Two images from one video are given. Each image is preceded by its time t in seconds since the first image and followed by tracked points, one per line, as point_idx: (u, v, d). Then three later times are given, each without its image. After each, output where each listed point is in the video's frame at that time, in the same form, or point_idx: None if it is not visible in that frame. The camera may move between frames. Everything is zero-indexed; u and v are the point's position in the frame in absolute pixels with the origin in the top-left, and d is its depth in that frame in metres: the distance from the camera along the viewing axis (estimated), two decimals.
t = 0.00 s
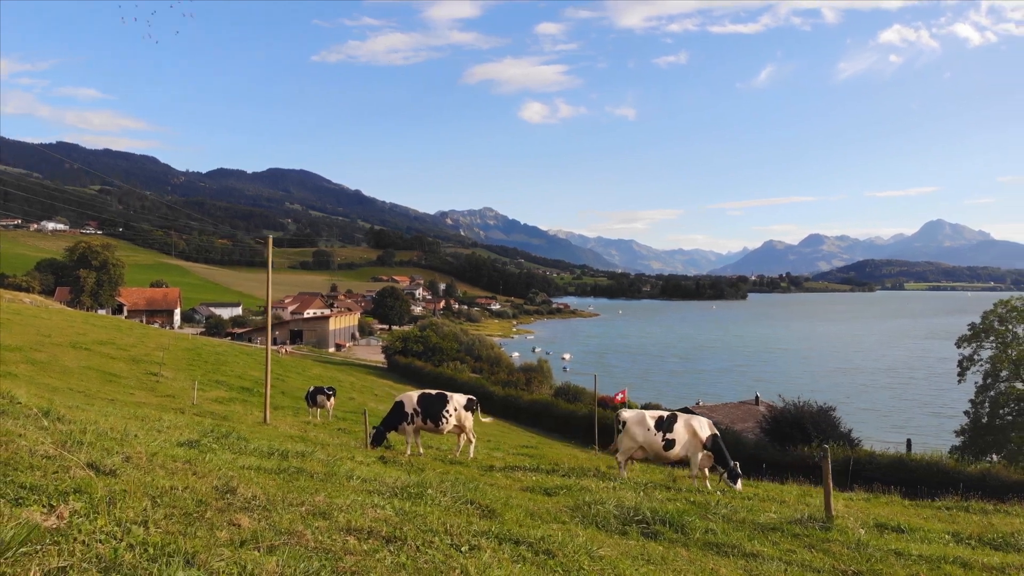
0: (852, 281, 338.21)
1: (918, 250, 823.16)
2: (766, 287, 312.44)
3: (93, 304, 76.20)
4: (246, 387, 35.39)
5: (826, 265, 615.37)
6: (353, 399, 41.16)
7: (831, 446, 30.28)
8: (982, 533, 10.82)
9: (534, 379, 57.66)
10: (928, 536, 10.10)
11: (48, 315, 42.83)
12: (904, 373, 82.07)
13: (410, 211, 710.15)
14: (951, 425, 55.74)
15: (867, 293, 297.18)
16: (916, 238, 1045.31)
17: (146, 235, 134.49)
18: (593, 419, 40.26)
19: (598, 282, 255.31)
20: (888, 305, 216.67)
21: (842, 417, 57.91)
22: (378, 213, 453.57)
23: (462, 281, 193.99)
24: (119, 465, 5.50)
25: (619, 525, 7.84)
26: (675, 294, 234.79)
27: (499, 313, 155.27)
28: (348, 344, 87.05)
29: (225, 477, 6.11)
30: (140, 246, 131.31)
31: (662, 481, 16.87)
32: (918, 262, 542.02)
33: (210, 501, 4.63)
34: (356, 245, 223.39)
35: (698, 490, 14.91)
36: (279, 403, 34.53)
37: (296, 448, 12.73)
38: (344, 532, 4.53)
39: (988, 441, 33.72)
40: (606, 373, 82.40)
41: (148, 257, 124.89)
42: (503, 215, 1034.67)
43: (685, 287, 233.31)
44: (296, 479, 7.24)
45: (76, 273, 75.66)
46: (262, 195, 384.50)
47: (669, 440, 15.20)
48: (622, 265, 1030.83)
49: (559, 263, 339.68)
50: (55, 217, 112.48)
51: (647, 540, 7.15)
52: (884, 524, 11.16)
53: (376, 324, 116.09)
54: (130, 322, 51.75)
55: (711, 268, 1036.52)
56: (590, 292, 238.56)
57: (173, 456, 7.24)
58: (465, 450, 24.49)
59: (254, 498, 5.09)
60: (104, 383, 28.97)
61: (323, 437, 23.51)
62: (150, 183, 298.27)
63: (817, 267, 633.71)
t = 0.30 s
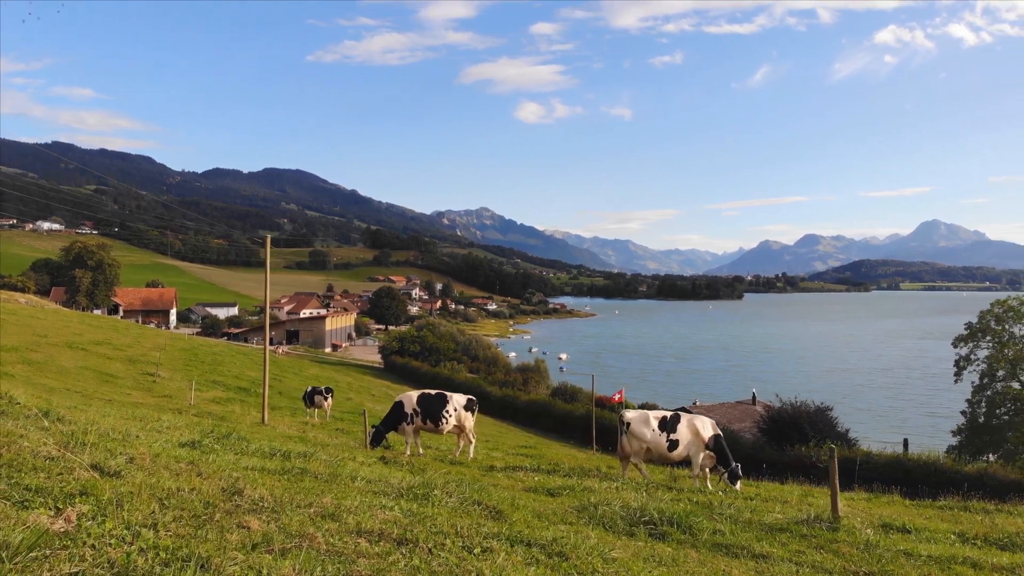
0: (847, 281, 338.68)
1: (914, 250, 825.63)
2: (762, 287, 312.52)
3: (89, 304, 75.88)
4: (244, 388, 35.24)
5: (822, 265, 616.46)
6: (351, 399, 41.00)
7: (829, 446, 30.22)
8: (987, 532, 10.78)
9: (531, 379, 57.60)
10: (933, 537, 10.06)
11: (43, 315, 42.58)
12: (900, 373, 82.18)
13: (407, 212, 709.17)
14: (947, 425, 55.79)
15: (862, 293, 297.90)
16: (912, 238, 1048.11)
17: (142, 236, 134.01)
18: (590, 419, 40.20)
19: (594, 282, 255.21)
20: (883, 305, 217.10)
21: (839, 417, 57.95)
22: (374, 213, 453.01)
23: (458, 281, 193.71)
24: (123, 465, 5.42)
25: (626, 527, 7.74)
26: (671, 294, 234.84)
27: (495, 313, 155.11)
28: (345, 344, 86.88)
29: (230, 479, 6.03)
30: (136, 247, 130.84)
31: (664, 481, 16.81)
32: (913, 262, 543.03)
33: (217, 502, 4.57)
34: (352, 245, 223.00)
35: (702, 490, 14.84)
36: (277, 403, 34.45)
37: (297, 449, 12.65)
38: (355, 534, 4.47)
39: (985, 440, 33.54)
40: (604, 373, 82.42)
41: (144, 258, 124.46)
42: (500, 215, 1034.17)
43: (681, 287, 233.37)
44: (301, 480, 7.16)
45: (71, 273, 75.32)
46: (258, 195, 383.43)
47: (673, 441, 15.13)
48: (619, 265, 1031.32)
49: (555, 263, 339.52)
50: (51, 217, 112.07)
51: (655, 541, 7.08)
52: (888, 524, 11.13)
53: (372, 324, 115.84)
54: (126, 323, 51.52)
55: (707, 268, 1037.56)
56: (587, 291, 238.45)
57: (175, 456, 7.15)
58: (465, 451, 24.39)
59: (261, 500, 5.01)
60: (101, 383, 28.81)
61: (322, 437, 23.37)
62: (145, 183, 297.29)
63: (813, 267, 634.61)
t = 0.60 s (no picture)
0: (841, 283, 339.41)
1: (908, 250, 829.74)
2: (756, 287, 311.35)
3: (83, 304, 75.38)
4: (239, 388, 34.96)
5: (817, 265, 618.06)
6: (347, 400, 40.80)
7: (827, 446, 30.18)
8: (994, 532, 10.72)
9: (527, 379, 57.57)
10: (940, 537, 10.02)
11: (37, 316, 42.22)
12: (895, 373, 82.44)
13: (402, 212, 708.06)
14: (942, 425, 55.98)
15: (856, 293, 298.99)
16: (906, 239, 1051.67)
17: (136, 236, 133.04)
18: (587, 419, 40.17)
19: (589, 283, 255.11)
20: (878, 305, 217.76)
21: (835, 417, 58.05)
22: (369, 213, 451.98)
23: (454, 281, 193.32)
24: (127, 466, 5.33)
25: (635, 527, 7.65)
26: (666, 294, 234.98)
27: (491, 313, 154.90)
28: (340, 345, 86.57)
29: (236, 478, 5.94)
30: (129, 247, 129.91)
31: (665, 481, 16.71)
32: (907, 263, 544.55)
33: (227, 503, 4.49)
34: (347, 245, 222.39)
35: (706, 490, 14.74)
36: (274, 403, 34.30)
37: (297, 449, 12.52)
38: (367, 535, 4.37)
39: (981, 440, 33.60)
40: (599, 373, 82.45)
41: (138, 258, 123.77)
42: (496, 216, 1033.83)
43: (676, 287, 233.38)
44: (307, 481, 7.04)
45: (65, 273, 74.86)
46: (252, 195, 381.95)
47: (678, 440, 15.07)
48: (615, 265, 1032.18)
49: (551, 263, 339.20)
50: (44, 217, 111.31)
51: (665, 543, 6.99)
52: (895, 525, 11.03)
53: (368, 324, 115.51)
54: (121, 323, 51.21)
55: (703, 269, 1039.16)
56: (582, 292, 238.29)
57: (178, 456, 7.04)
58: (463, 451, 24.28)
59: (271, 501, 4.94)
60: (95, 384, 28.56)
61: (319, 437, 23.24)
62: (138, 183, 295.68)
63: (807, 267, 636.19)
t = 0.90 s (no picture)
0: (835, 283, 340.47)
1: (902, 251, 833.41)
2: (750, 286, 311.60)
3: (76, 305, 74.83)
4: (235, 389, 34.69)
5: (811, 265, 619.85)
6: (343, 400, 40.58)
7: (823, 445, 30.24)
8: (998, 531, 10.70)
9: (523, 379, 57.48)
10: (947, 536, 9.94)
11: (30, 316, 41.82)
12: (889, 373, 82.69)
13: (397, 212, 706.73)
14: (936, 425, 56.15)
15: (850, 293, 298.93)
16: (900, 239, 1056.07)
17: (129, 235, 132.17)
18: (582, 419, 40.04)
19: (584, 283, 255.16)
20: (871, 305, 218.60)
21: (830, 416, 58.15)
22: (363, 213, 450.87)
23: (449, 281, 192.98)
24: (132, 466, 5.26)
25: (644, 528, 7.57)
26: (661, 294, 235.29)
27: (486, 314, 154.74)
28: (335, 345, 86.24)
29: (241, 479, 5.86)
30: (122, 247, 129.05)
31: (666, 481, 16.63)
32: (901, 263, 546.31)
33: (235, 503, 4.43)
34: (342, 245, 221.72)
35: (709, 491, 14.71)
36: (270, 404, 34.11)
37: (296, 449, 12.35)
38: (379, 537, 4.30)
39: (975, 440, 33.58)
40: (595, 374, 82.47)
41: (132, 258, 122.98)
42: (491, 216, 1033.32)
43: (671, 287, 233.70)
44: (312, 481, 6.96)
45: (58, 273, 74.30)
46: (246, 195, 380.29)
47: (682, 440, 15.01)
48: (610, 266, 1033.06)
49: (545, 263, 338.96)
50: (37, 217, 110.57)
51: (676, 544, 6.90)
52: (901, 525, 10.94)
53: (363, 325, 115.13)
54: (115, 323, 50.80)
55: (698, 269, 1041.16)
56: (577, 292, 238.32)
57: (181, 457, 6.95)
58: (461, 452, 24.13)
59: (280, 502, 4.86)
60: (90, 384, 28.28)
61: (316, 438, 23.06)
62: (131, 182, 294.06)
63: (801, 267, 638.22)
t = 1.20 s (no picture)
0: (827, 283, 341.88)
1: (895, 251, 837.78)
2: (743, 287, 312.48)
3: (68, 305, 74.13)
4: (229, 390, 34.32)
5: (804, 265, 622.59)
6: (338, 401, 40.33)
7: (818, 445, 30.20)
8: (1002, 531, 10.70)
9: (518, 379, 57.46)
10: (956, 536, 9.85)
11: (21, 317, 41.33)
12: (882, 373, 83.03)
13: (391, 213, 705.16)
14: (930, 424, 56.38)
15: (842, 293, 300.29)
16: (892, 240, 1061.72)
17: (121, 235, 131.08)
18: (577, 419, 39.92)
19: (577, 284, 255.44)
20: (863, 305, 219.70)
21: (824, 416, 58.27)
22: (356, 213, 449.59)
23: (443, 281, 192.61)
24: (138, 468, 5.14)
25: (656, 529, 7.42)
26: (654, 294, 235.71)
27: (480, 314, 154.52)
28: (328, 346, 85.83)
29: (246, 479, 5.70)
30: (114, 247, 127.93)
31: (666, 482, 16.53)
32: (892, 263, 548.98)
33: (247, 506, 4.29)
34: (335, 246, 221.01)
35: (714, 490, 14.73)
36: (265, 404, 33.84)
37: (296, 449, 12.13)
38: (396, 541, 4.15)
39: (969, 440, 33.47)
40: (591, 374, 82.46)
41: (124, 258, 122.01)
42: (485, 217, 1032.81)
43: (664, 287, 234.14)
44: (318, 482, 6.84)
45: (50, 273, 73.60)
46: (239, 194, 378.42)
47: (686, 440, 14.98)
48: (604, 266, 1034.31)
49: (539, 264, 338.99)
50: (28, 217, 109.46)
51: (688, 544, 6.82)
52: (909, 524, 10.82)
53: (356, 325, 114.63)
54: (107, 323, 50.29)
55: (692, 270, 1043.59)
56: (570, 292, 238.60)
57: (186, 458, 6.82)
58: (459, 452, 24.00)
59: (292, 504, 4.73)
60: (82, 385, 27.87)
61: (313, 439, 22.84)
62: (123, 182, 292.00)
63: (794, 267, 641.07)
